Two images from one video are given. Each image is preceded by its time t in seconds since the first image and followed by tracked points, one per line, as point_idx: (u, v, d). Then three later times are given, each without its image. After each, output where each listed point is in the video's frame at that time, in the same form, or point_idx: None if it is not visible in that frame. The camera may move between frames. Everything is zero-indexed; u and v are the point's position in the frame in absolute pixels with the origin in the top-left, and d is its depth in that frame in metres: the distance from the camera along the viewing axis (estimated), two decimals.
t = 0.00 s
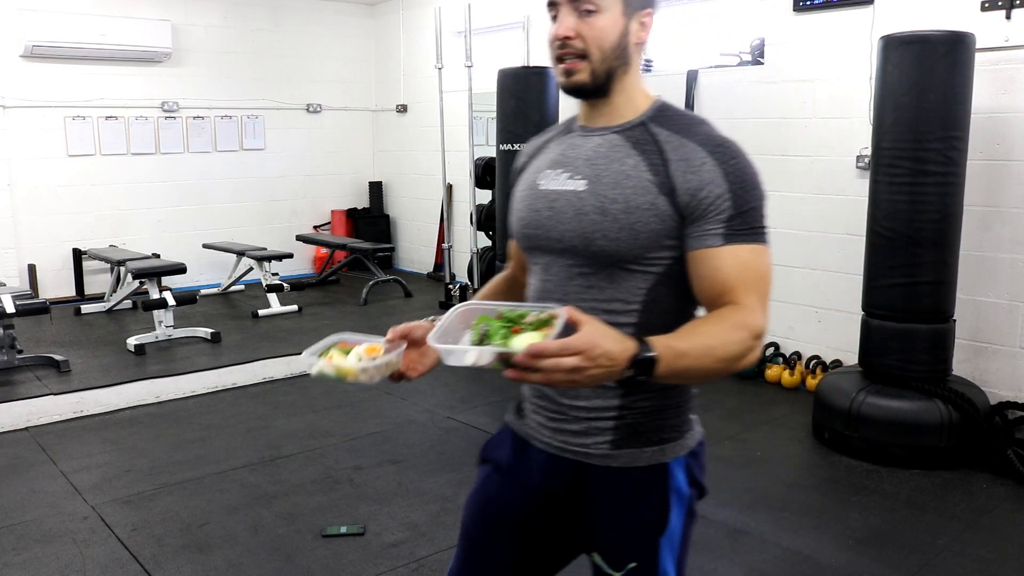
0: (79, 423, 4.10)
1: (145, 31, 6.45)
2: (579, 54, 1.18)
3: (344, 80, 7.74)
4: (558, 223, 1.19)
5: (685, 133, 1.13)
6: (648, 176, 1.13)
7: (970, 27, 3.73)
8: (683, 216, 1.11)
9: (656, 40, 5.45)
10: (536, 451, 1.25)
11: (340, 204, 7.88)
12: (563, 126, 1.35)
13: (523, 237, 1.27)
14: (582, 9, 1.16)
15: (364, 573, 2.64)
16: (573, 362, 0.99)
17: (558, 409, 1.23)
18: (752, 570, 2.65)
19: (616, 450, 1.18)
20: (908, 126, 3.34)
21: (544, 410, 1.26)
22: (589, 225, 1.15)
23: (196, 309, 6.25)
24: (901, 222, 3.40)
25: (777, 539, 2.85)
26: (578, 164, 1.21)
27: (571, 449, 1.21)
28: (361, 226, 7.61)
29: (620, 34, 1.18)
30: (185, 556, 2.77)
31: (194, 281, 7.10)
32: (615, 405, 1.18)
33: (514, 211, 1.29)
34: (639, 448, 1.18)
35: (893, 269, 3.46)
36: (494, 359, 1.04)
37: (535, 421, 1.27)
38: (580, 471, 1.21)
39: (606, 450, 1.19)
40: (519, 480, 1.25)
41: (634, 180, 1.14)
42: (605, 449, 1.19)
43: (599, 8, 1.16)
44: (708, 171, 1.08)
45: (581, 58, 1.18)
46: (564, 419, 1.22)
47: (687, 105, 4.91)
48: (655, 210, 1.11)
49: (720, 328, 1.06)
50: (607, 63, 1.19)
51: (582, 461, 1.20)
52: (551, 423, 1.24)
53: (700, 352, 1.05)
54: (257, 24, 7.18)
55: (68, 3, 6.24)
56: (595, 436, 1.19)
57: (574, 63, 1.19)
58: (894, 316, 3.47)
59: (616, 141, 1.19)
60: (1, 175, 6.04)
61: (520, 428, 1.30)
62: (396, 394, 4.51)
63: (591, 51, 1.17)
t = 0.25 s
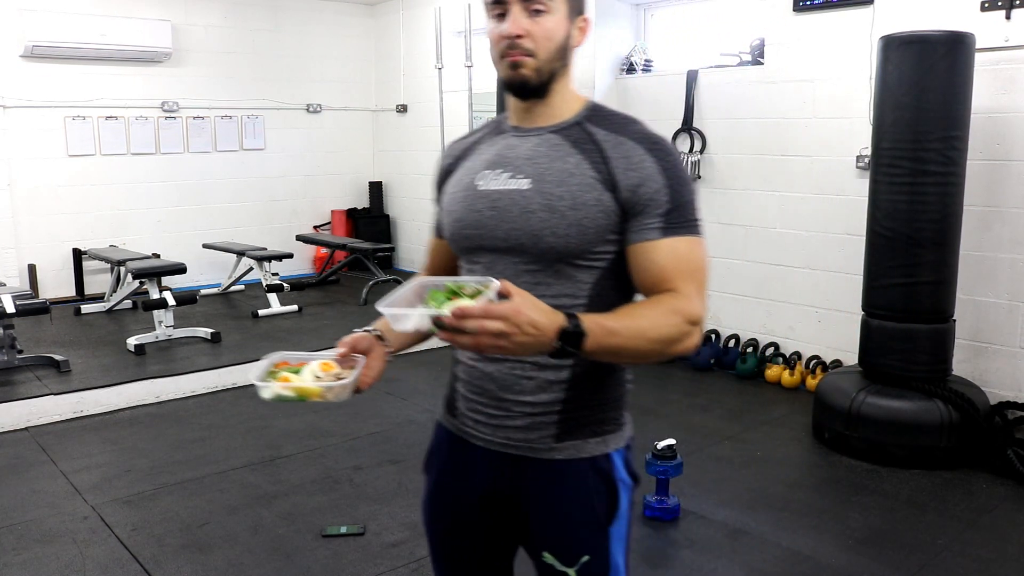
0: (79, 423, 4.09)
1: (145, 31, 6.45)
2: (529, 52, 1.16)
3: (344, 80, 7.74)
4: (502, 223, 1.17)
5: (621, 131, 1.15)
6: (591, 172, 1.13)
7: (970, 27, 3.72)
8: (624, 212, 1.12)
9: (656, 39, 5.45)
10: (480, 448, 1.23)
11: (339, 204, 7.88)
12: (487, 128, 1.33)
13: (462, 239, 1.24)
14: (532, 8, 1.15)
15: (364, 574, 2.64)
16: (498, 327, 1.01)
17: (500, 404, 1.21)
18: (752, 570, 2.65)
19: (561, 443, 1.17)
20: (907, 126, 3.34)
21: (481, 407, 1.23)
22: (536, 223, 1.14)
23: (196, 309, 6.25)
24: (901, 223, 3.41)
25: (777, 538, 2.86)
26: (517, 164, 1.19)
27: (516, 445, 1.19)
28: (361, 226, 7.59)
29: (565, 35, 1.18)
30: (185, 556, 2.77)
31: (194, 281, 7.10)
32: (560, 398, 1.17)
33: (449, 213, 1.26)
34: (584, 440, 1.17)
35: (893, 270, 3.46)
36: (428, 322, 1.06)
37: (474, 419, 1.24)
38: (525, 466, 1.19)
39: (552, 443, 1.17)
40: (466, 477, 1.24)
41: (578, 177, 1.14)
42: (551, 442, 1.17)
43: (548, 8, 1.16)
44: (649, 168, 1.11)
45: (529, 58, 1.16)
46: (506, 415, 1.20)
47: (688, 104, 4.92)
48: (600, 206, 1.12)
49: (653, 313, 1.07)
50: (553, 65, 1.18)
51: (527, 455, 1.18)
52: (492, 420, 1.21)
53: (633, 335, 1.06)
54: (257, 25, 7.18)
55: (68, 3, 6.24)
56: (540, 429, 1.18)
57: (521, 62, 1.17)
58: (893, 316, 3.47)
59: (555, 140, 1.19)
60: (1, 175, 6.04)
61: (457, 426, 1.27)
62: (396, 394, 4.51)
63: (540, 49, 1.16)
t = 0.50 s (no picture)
0: (79, 423, 4.09)
1: (145, 31, 6.45)
2: (463, 57, 1.19)
3: (344, 80, 7.74)
4: (457, 228, 1.21)
5: (558, 129, 1.23)
6: (540, 173, 1.20)
7: (970, 27, 3.72)
8: (569, 209, 1.20)
9: (656, 39, 5.44)
10: (456, 441, 1.27)
11: (340, 205, 7.87)
12: (412, 133, 1.34)
13: (413, 247, 1.26)
14: (464, 14, 1.19)
15: (364, 574, 2.64)
16: (480, 316, 1.07)
17: (470, 396, 1.25)
18: (752, 570, 2.65)
19: (536, 425, 1.24)
20: (907, 126, 3.34)
21: (449, 399, 1.26)
22: (494, 227, 1.19)
23: (196, 309, 6.25)
24: (901, 222, 3.40)
25: (777, 538, 2.86)
26: (464, 169, 1.23)
27: (491, 433, 1.24)
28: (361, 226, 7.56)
29: (496, 39, 1.22)
30: (185, 556, 2.77)
31: (194, 281, 7.10)
32: (530, 383, 1.24)
33: (394, 221, 1.28)
34: (556, 419, 1.26)
35: (892, 270, 3.46)
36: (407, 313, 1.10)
37: (444, 413, 1.27)
38: (502, 454, 1.25)
39: (528, 426, 1.24)
40: (442, 469, 1.29)
41: (527, 178, 1.20)
42: (526, 426, 1.24)
43: (479, 14, 1.20)
44: (589, 164, 1.20)
45: (464, 64, 1.19)
46: (479, 405, 1.24)
47: (688, 104, 4.92)
48: (551, 205, 1.19)
49: (603, 299, 1.18)
50: (486, 69, 1.22)
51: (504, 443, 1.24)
52: (464, 412, 1.25)
53: (591, 321, 1.16)
54: (257, 25, 7.18)
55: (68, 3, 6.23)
56: (514, 415, 1.24)
57: (454, 66, 1.20)
58: (894, 316, 3.47)
59: (497, 142, 1.24)
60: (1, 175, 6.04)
61: (426, 422, 1.30)
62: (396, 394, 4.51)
63: (473, 53, 1.19)
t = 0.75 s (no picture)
0: (79, 423, 4.09)
1: (145, 31, 6.45)
2: (429, 65, 1.20)
3: (344, 80, 7.74)
4: (444, 228, 1.22)
5: (536, 128, 1.27)
6: (524, 171, 1.23)
7: (970, 27, 3.72)
8: (552, 204, 1.25)
9: (656, 39, 5.45)
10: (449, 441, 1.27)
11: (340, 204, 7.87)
12: (381, 135, 1.33)
13: (397, 248, 1.25)
14: (427, 21, 1.19)
15: (364, 573, 2.64)
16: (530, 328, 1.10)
17: (463, 394, 1.25)
18: (753, 571, 2.65)
19: (529, 417, 1.27)
20: (908, 126, 3.34)
21: (441, 399, 1.26)
22: (484, 224, 1.21)
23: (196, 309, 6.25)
24: (901, 222, 3.40)
25: (777, 538, 2.85)
26: (448, 169, 1.24)
27: (486, 429, 1.26)
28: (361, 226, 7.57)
29: (462, 42, 1.22)
30: (185, 556, 2.77)
31: (194, 281, 7.10)
32: (522, 376, 1.26)
33: (375, 221, 1.27)
34: (547, 410, 1.28)
35: (892, 270, 3.46)
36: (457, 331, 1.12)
37: (435, 412, 1.27)
38: (497, 450, 1.26)
39: (522, 420, 1.26)
40: (435, 470, 1.29)
41: (512, 176, 1.23)
42: (520, 419, 1.26)
43: (442, 19, 1.20)
44: (570, 160, 1.25)
45: (431, 70, 1.20)
46: (473, 403, 1.25)
47: (688, 104, 4.93)
48: (538, 202, 1.23)
49: (603, 289, 1.27)
50: (454, 73, 1.23)
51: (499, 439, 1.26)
52: (456, 410, 1.26)
53: (601, 312, 1.25)
54: (258, 25, 7.18)
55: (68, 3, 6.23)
56: (507, 409, 1.25)
57: (422, 74, 1.21)
58: (894, 316, 3.47)
59: (477, 142, 1.26)
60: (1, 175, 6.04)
61: (417, 424, 1.29)
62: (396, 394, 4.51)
63: (439, 59, 1.20)
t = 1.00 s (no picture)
0: (79, 423, 4.09)
1: (145, 31, 6.45)
2: (423, 77, 1.22)
3: (344, 80, 7.74)
4: (448, 221, 1.22)
5: (538, 125, 1.28)
6: (527, 166, 1.25)
7: (970, 27, 3.72)
8: (553, 199, 1.27)
9: (656, 40, 5.44)
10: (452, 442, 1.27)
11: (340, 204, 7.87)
12: (381, 133, 1.33)
13: (399, 243, 1.25)
14: (415, 36, 1.20)
15: (364, 574, 2.64)
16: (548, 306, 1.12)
17: (468, 393, 1.25)
18: (753, 570, 2.65)
19: (534, 416, 1.27)
20: (907, 126, 3.34)
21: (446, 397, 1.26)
22: (489, 217, 1.22)
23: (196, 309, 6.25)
24: (901, 222, 3.40)
25: (777, 538, 2.85)
26: (452, 164, 1.25)
27: (491, 429, 1.26)
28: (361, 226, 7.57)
29: (454, 49, 1.23)
30: (185, 556, 2.77)
31: (194, 281, 7.10)
32: (526, 374, 1.27)
33: (377, 217, 1.27)
34: (551, 409, 1.29)
35: (893, 270, 3.45)
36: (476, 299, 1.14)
37: (439, 413, 1.27)
38: (501, 450, 1.26)
39: (526, 419, 1.27)
40: (438, 471, 1.29)
41: (516, 171, 1.24)
42: (525, 418, 1.27)
43: (430, 31, 1.21)
44: (571, 156, 1.27)
45: (425, 82, 1.23)
46: (478, 402, 1.25)
47: (688, 104, 4.93)
48: (541, 196, 1.25)
49: (605, 281, 1.28)
50: (449, 80, 1.24)
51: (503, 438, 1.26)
52: (461, 410, 1.26)
53: (604, 302, 1.25)
54: (258, 25, 7.18)
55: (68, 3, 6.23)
56: (512, 407, 1.26)
57: (418, 86, 1.23)
58: (894, 316, 3.47)
59: (480, 138, 1.27)
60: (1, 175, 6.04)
61: (420, 425, 1.29)
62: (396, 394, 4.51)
63: (432, 72, 1.22)
